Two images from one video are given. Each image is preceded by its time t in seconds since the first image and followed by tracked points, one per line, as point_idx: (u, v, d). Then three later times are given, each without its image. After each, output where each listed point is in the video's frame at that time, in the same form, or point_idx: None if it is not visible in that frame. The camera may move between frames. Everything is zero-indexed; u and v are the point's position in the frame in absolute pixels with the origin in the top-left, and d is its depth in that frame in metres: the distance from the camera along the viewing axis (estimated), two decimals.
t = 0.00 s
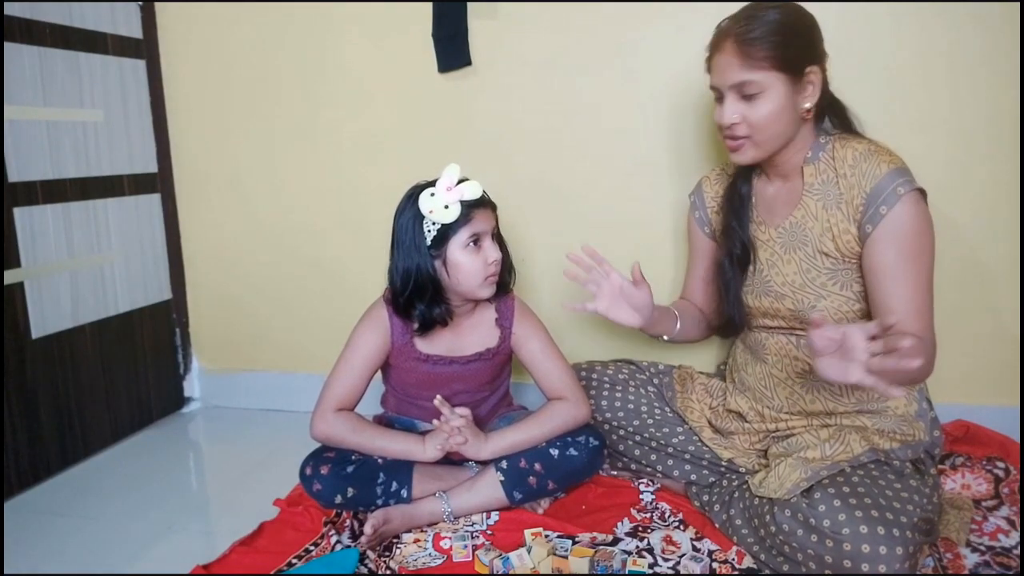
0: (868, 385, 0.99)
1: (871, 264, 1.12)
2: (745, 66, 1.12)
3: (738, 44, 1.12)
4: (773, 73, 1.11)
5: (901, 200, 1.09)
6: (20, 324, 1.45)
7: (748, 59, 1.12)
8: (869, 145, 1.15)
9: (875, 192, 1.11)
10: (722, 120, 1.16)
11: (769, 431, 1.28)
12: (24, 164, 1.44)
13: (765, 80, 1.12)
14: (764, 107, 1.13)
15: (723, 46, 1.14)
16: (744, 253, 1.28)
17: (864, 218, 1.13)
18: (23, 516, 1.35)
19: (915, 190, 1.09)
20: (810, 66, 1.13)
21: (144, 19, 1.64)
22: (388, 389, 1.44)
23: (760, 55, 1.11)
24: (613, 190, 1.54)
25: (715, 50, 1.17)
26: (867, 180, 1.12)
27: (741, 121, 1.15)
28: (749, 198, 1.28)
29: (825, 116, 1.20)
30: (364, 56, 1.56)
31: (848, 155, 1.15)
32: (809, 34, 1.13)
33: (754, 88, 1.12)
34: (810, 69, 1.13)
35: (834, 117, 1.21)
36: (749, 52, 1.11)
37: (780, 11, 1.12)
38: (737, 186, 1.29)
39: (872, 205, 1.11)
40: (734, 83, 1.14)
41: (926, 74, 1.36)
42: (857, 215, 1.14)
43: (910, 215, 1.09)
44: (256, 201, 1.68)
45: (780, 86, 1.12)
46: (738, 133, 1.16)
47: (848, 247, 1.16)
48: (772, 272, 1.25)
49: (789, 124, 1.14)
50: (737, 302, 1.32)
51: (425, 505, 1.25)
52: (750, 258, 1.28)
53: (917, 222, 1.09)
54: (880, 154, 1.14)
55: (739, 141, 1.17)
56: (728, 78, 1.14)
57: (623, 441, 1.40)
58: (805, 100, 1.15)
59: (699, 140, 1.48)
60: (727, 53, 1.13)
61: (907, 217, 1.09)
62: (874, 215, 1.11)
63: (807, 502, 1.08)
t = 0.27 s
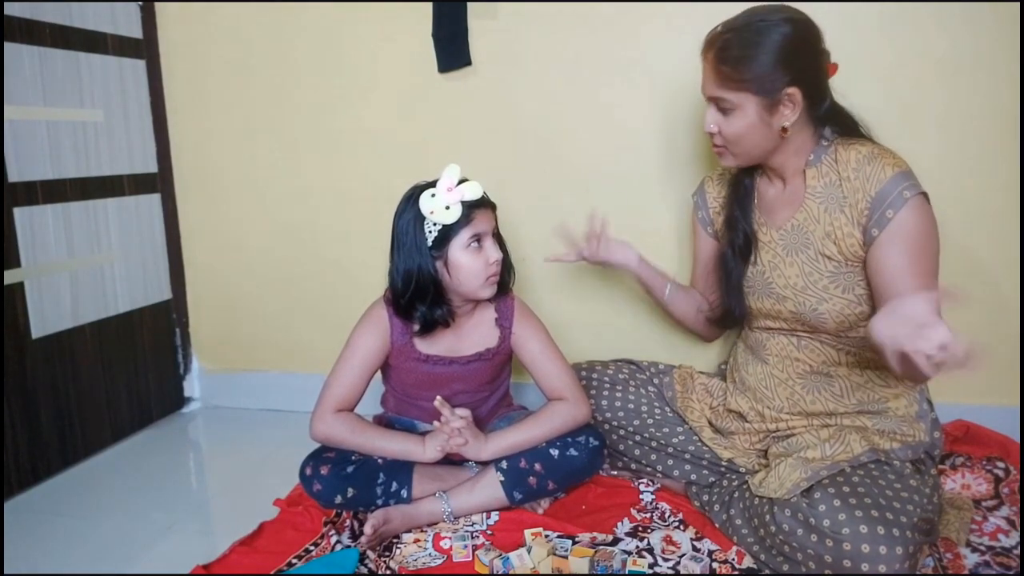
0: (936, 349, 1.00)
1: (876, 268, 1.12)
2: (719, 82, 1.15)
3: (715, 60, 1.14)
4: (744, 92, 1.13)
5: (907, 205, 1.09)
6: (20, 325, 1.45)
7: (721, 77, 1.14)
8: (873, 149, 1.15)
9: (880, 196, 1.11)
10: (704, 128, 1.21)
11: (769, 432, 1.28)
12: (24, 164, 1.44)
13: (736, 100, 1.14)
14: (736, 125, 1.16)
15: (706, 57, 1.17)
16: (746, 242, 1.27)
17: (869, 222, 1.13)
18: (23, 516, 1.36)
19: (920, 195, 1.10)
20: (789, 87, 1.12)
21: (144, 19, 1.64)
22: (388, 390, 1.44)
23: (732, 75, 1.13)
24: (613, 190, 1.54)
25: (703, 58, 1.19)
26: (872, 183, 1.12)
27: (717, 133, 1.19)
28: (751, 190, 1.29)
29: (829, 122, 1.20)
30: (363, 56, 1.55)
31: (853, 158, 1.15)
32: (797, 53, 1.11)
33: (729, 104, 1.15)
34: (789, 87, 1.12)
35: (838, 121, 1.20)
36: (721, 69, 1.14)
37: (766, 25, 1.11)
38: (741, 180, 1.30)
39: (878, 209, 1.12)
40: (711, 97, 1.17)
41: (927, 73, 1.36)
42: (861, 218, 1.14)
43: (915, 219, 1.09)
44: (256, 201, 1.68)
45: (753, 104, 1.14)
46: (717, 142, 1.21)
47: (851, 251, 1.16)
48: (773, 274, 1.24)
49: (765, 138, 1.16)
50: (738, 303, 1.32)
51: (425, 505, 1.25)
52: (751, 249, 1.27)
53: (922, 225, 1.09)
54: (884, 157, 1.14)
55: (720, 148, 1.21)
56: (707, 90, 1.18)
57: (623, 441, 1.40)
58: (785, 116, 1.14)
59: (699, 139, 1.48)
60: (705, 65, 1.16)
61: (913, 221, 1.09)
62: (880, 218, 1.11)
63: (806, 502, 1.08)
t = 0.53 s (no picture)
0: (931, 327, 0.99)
1: (876, 270, 1.12)
2: (720, 94, 1.14)
3: (712, 72, 1.14)
4: (746, 101, 1.12)
5: (908, 207, 1.09)
6: (20, 325, 1.45)
7: (723, 89, 1.13)
8: (874, 150, 1.15)
9: (882, 198, 1.11)
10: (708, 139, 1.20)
11: (768, 431, 1.28)
12: (24, 165, 1.44)
13: (738, 110, 1.13)
14: (742, 133, 1.15)
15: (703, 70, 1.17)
16: (747, 242, 1.27)
17: (870, 223, 1.13)
18: (23, 516, 1.35)
19: (921, 197, 1.10)
20: (791, 91, 1.12)
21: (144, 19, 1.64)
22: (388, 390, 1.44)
23: (733, 86, 1.12)
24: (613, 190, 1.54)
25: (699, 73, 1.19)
26: (873, 186, 1.13)
27: (723, 143, 1.18)
28: (751, 191, 1.29)
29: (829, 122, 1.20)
30: (363, 55, 1.55)
31: (853, 160, 1.15)
32: (795, 56, 1.11)
33: (732, 114, 1.14)
34: (789, 93, 1.12)
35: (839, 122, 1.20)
36: (720, 81, 1.13)
37: (758, 34, 1.11)
38: (741, 183, 1.29)
39: (878, 211, 1.12)
40: (713, 108, 1.16)
41: (927, 73, 1.36)
42: (862, 220, 1.14)
43: (915, 221, 1.09)
44: (256, 201, 1.68)
45: (756, 112, 1.13)
46: (724, 152, 1.20)
47: (852, 253, 1.16)
48: (773, 275, 1.25)
49: (771, 143, 1.15)
50: (741, 305, 1.32)
51: (425, 505, 1.25)
52: (753, 252, 1.27)
53: (923, 227, 1.09)
54: (885, 159, 1.14)
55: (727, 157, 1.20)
56: (708, 102, 1.17)
57: (623, 441, 1.40)
58: (789, 120, 1.14)
59: (699, 140, 1.48)
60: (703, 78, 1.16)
61: (913, 222, 1.09)
62: (881, 220, 1.12)
63: (806, 503, 1.08)
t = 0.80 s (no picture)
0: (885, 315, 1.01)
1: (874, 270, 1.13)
2: (742, 85, 1.12)
3: (732, 64, 1.12)
4: (772, 91, 1.11)
5: (907, 208, 1.10)
6: (20, 325, 1.45)
7: (745, 80, 1.11)
8: (874, 151, 1.15)
9: (881, 198, 1.12)
10: (722, 137, 1.17)
11: (769, 431, 1.28)
12: (24, 165, 1.44)
13: (762, 100, 1.12)
14: (766, 125, 1.13)
15: (717, 65, 1.14)
16: (748, 257, 1.27)
17: (869, 224, 1.13)
18: (23, 515, 1.36)
19: (921, 198, 1.10)
20: (810, 79, 1.13)
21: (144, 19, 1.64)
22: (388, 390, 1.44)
23: (758, 75, 1.10)
24: (613, 190, 1.54)
25: (710, 69, 1.16)
26: (873, 187, 1.13)
27: (743, 138, 1.15)
28: (752, 200, 1.28)
29: (828, 121, 1.20)
30: (363, 55, 1.55)
31: (853, 160, 1.15)
32: (805, 50, 1.13)
33: (754, 106, 1.12)
34: (810, 82, 1.13)
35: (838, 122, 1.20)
36: (746, 69, 1.11)
37: (774, 26, 1.11)
38: (740, 191, 1.29)
39: (878, 212, 1.12)
40: (731, 102, 1.14)
41: (927, 73, 1.36)
42: (862, 221, 1.14)
43: (915, 222, 1.09)
44: (256, 201, 1.68)
45: (779, 102, 1.12)
46: (742, 149, 1.16)
47: (852, 254, 1.16)
48: (774, 276, 1.25)
49: (791, 136, 1.15)
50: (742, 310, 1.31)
51: (425, 505, 1.25)
52: (754, 264, 1.27)
53: (922, 228, 1.10)
54: (885, 159, 1.14)
55: (742, 155, 1.18)
56: (724, 96, 1.14)
57: (623, 441, 1.40)
58: (807, 111, 1.15)
59: (699, 140, 1.48)
60: (724, 70, 1.13)
61: (913, 224, 1.10)
62: (880, 221, 1.12)
63: (806, 503, 1.08)
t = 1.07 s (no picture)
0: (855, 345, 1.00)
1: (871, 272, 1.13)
2: (738, 74, 1.12)
3: (729, 53, 1.12)
4: (767, 81, 1.11)
5: (907, 210, 1.10)
6: (20, 325, 1.45)
7: (742, 69, 1.11)
8: (876, 152, 1.15)
9: (881, 200, 1.12)
10: (718, 128, 1.17)
11: (770, 431, 1.28)
12: (24, 164, 1.45)
13: (757, 90, 1.12)
14: (761, 115, 1.13)
15: (717, 56, 1.15)
16: (753, 257, 1.26)
17: (868, 225, 1.13)
18: (24, 515, 1.36)
19: (921, 200, 1.10)
20: (808, 74, 1.13)
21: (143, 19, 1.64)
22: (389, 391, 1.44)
23: (755, 65, 1.11)
24: (613, 191, 1.54)
25: (710, 60, 1.17)
26: (873, 188, 1.13)
27: (737, 129, 1.15)
28: (756, 201, 1.27)
29: (830, 121, 1.20)
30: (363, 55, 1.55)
31: (854, 162, 1.15)
32: (803, 45, 1.12)
33: (749, 97, 1.12)
34: (806, 77, 1.13)
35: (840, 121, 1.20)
36: (744, 57, 1.11)
37: (774, 18, 1.11)
38: (744, 190, 1.28)
39: (877, 214, 1.12)
40: (728, 92, 1.14)
41: (928, 73, 1.36)
42: (862, 222, 1.14)
43: (914, 224, 1.09)
44: (257, 201, 1.68)
45: (775, 94, 1.12)
46: (737, 140, 1.16)
47: (852, 254, 1.17)
48: (775, 277, 1.24)
49: (785, 130, 1.14)
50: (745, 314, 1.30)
51: (425, 505, 1.25)
52: (758, 264, 1.26)
53: (920, 231, 1.10)
54: (886, 160, 1.13)
55: (738, 147, 1.17)
56: (722, 85, 1.14)
57: (623, 441, 1.40)
58: (803, 107, 1.14)
59: (699, 140, 1.48)
60: (721, 59, 1.13)
61: (912, 226, 1.10)
62: (879, 222, 1.12)
63: (806, 503, 1.08)
